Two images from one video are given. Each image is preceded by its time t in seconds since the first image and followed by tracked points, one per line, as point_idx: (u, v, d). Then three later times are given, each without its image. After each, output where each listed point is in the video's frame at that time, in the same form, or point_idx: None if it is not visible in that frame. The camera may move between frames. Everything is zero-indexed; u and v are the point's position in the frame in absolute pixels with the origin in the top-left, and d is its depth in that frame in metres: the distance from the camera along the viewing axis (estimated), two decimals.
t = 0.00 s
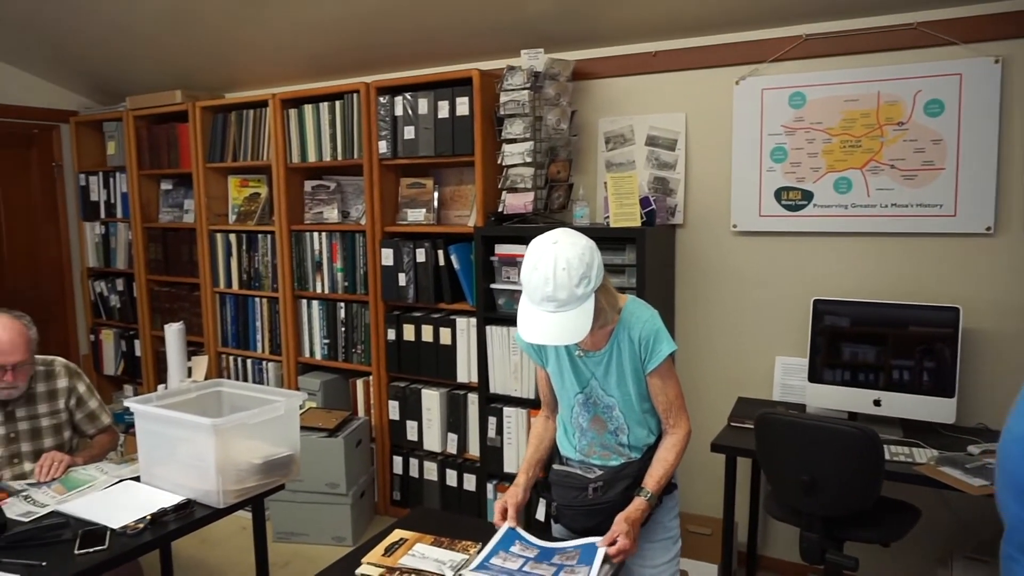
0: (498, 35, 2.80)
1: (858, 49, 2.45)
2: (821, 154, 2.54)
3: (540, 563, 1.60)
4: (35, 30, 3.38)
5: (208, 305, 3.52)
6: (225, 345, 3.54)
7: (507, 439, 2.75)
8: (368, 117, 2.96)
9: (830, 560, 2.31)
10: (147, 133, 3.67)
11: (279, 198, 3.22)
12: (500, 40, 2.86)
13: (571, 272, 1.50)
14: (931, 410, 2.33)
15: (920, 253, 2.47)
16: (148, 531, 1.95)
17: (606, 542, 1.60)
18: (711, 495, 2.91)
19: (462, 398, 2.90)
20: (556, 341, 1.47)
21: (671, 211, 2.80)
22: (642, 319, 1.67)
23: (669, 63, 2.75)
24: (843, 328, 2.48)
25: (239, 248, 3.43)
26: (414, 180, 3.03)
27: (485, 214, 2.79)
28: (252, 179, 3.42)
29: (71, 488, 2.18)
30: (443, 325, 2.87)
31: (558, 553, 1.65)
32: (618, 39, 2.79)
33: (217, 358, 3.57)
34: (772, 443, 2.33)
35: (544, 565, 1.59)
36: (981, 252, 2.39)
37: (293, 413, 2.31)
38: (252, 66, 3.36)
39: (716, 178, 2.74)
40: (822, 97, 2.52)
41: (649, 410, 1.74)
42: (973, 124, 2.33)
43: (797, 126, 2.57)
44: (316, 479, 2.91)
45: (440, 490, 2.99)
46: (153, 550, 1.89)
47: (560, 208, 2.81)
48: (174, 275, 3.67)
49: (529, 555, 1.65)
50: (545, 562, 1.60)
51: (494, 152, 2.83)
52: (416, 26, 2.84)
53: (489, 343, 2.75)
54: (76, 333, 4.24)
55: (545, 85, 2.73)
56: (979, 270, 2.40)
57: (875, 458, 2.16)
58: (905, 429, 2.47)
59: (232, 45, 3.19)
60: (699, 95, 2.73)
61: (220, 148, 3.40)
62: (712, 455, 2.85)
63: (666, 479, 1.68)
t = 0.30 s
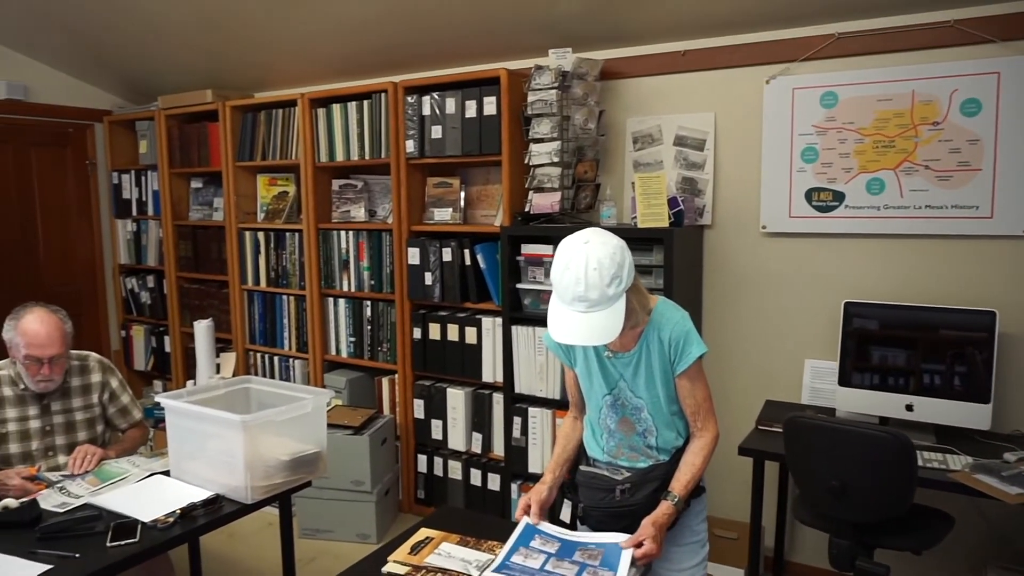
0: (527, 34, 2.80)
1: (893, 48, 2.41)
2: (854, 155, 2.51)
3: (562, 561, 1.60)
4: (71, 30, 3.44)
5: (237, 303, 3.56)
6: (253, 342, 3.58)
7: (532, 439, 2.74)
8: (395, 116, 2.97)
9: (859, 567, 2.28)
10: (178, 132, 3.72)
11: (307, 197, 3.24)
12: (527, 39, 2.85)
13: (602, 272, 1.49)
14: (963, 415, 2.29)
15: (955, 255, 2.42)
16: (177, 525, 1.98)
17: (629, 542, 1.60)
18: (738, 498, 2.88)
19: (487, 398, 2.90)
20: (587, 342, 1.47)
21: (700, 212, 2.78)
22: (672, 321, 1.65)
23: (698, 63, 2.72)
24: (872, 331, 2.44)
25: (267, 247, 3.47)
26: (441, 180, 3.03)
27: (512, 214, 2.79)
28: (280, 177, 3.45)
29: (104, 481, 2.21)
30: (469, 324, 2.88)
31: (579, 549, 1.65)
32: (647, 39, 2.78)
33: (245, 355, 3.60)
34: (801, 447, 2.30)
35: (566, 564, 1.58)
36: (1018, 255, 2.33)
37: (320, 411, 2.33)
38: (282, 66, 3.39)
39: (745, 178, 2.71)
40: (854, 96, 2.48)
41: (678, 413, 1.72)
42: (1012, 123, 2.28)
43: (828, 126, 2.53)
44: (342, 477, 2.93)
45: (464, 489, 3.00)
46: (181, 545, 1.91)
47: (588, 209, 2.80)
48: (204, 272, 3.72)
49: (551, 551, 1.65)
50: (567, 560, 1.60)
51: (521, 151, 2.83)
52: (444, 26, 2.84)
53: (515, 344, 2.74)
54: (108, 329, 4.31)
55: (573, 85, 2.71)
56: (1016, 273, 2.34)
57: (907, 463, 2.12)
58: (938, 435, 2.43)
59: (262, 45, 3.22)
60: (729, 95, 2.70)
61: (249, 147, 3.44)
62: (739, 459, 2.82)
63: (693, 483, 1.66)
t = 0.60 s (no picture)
0: (554, 31, 2.79)
1: (929, 43, 2.36)
2: (887, 153, 2.46)
3: (591, 559, 1.59)
4: (104, 31, 3.49)
5: (265, 300, 3.60)
6: (281, 340, 3.61)
7: (558, 438, 2.74)
8: (422, 115, 2.98)
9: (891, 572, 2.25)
10: (208, 132, 3.77)
11: (334, 196, 3.26)
12: (555, 37, 2.84)
13: (635, 271, 1.48)
14: (999, 419, 2.24)
15: (992, 255, 2.37)
16: (209, 520, 2.00)
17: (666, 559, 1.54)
18: (766, 501, 2.85)
19: (513, 397, 2.90)
20: (620, 341, 1.46)
21: (729, 210, 2.75)
22: (704, 320, 1.63)
23: (728, 59, 2.69)
24: (903, 333, 2.39)
25: (295, 245, 3.50)
26: (467, 178, 3.04)
27: (539, 212, 2.78)
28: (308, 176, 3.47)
29: (136, 474, 2.25)
30: (495, 323, 2.88)
31: (607, 545, 1.64)
32: (675, 35, 2.75)
33: (273, 353, 3.64)
34: (832, 451, 2.26)
35: (596, 563, 1.57)
36: None
37: (348, 408, 2.34)
38: (310, 65, 3.41)
39: (775, 176, 2.68)
40: (888, 93, 2.44)
41: (708, 413, 1.70)
42: None
43: (861, 123, 2.49)
44: (368, 474, 2.95)
45: (490, 488, 3.00)
46: (212, 539, 1.93)
47: (615, 207, 2.78)
48: (232, 270, 3.76)
49: (579, 548, 1.64)
50: (596, 558, 1.59)
51: (548, 150, 2.82)
52: (471, 25, 2.84)
53: (541, 343, 2.74)
54: (139, 325, 4.38)
55: (600, 82, 2.70)
56: None
57: (943, 468, 2.08)
58: (974, 439, 2.38)
59: (290, 45, 3.24)
60: (759, 92, 2.67)
61: (278, 146, 3.47)
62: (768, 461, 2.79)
63: (724, 485, 1.63)
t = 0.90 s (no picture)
0: (580, 30, 2.78)
1: (962, 40, 2.32)
2: (918, 151, 2.43)
3: (616, 559, 1.59)
4: (135, 33, 3.55)
5: (292, 298, 3.64)
6: (307, 337, 3.65)
7: (582, 438, 2.73)
8: (448, 114, 2.99)
9: None
10: (236, 131, 3.82)
11: (360, 195, 3.29)
12: (580, 35, 2.84)
13: (664, 270, 1.47)
14: None
15: None
16: (237, 514, 2.03)
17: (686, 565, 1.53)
18: (792, 503, 2.82)
19: (537, 396, 2.90)
20: (648, 341, 1.46)
21: (756, 209, 2.73)
22: (733, 320, 1.62)
23: (755, 57, 2.67)
24: (933, 334, 2.35)
25: (321, 243, 3.53)
26: (493, 177, 3.05)
27: (564, 211, 2.79)
28: (334, 175, 3.50)
29: (166, 468, 2.28)
30: (520, 322, 2.88)
31: (632, 548, 1.62)
32: (703, 34, 2.74)
33: (299, 350, 3.68)
34: (860, 453, 2.23)
35: (620, 563, 1.57)
36: None
37: (374, 405, 2.36)
38: (336, 65, 3.44)
39: (803, 175, 2.65)
40: (919, 91, 2.40)
41: (736, 414, 1.68)
42: None
43: (891, 121, 2.46)
44: (392, 471, 2.97)
45: (514, 486, 3.01)
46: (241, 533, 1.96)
47: (641, 206, 2.78)
48: (260, 268, 3.80)
49: (604, 546, 1.64)
50: (621, 559, 1.58)
51: (573, 148, 2.81)
52: (497, 24, 2.85)
53: (565, 342, 2.74)
54: (168, 322, 4.45)
55: (626, 81, 2.69)
56: None
57: (975, 471, 2.05)
58: (1006, 442, 2.33)
59: (317, 45, 3.27)
60: (787, 90, 2.64)
61: (305, 145, 3.51)
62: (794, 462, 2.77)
63: (748, 488, 1.61)
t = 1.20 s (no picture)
0: (606, 28, 2.78)
1: (997, 36, 2.28)
2: (950, 150, 2.39)
3: (642, 553, 1.58)
4: (166, 33, 3.61)
5: (317, 296, 3.67)
6: (333, 334, 3.68)
7: (606, 437, 2.73)
8: (473, 113, 3.00)
9: None
10: (263, 131, 3.86)
11: (385, 194, 3.31)
12: (606, 34, 2.83)
13: (692, 275, 1.47)
14: None
15: None
16: (265, 509, 2.05)
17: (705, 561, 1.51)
18: (818, 504, 2.80)
19: (561, 395, 2.90)
20: (677, 346, 1.46)
21: (783, 209, 2.71)
22: (762, 320, 1.61)
23: (784, 55, 2.65)
24: (965, 335, 2.32)
25: (347, 242, 3.56)
26: (518, 176, 3.06)
27: (589, 210, 2.79)
28: (359, 174, 3.53)
29: (195, 462, 2.32)
30: (544, 320, 2.88)
31: (658, 536, 1.62)
32: (730, 32, 2.72)
33: (325, 347, 3.71)
34: (889, 455, 2.21)
35: (645, 557, 1.57)
36: None
37: (400, 403, 2.37)
38: (362, 65, 3.47)
39: (832, 174, 2.62)
40: (952, 88, 2.36)
41: (764, 414, 1.67)
42: None
43: (923, 120, 2.42)
44: (417, 468, 2.99)
45: (537, 485, 3.02)
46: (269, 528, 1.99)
47: (666, 205, 2.76)
48: (286, 266, 3.85)
49: (629, 539, 1.63)
50: (646, 553, 1.58)
51: (598, 147, 2.81)
52: (522, 23, 2.85)
53: (590, 341, 2.74)
54: (196, 319, 4.52)
55: (652, 80, 2.68)
56: None
57: (1007, 476, 2.01)
58: None
59: (343, 44, 3.30)
60: (816, 88, 2.62)
61: (331, 144, 3.54)
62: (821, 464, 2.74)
63: (780, 486, 1.59)
